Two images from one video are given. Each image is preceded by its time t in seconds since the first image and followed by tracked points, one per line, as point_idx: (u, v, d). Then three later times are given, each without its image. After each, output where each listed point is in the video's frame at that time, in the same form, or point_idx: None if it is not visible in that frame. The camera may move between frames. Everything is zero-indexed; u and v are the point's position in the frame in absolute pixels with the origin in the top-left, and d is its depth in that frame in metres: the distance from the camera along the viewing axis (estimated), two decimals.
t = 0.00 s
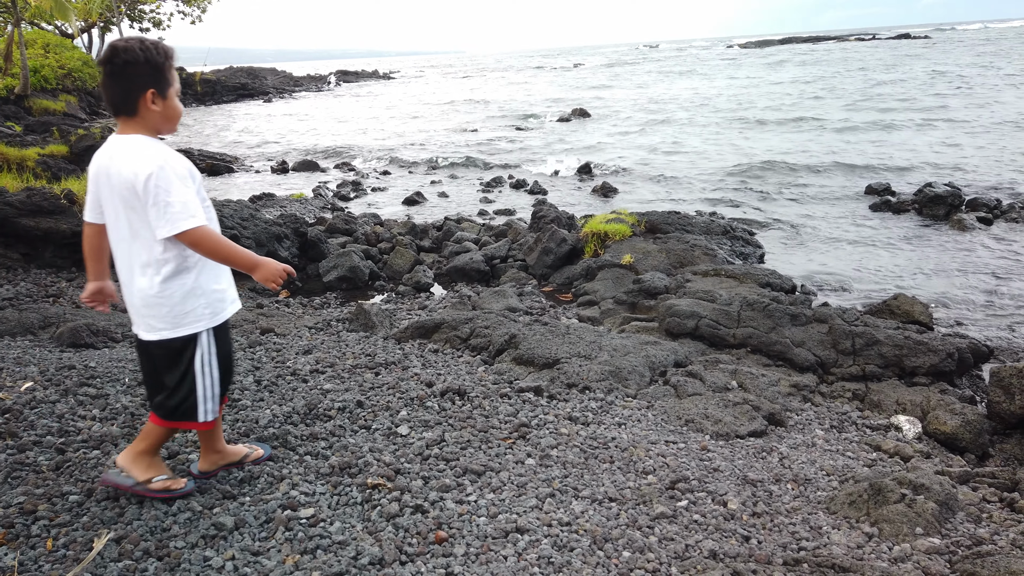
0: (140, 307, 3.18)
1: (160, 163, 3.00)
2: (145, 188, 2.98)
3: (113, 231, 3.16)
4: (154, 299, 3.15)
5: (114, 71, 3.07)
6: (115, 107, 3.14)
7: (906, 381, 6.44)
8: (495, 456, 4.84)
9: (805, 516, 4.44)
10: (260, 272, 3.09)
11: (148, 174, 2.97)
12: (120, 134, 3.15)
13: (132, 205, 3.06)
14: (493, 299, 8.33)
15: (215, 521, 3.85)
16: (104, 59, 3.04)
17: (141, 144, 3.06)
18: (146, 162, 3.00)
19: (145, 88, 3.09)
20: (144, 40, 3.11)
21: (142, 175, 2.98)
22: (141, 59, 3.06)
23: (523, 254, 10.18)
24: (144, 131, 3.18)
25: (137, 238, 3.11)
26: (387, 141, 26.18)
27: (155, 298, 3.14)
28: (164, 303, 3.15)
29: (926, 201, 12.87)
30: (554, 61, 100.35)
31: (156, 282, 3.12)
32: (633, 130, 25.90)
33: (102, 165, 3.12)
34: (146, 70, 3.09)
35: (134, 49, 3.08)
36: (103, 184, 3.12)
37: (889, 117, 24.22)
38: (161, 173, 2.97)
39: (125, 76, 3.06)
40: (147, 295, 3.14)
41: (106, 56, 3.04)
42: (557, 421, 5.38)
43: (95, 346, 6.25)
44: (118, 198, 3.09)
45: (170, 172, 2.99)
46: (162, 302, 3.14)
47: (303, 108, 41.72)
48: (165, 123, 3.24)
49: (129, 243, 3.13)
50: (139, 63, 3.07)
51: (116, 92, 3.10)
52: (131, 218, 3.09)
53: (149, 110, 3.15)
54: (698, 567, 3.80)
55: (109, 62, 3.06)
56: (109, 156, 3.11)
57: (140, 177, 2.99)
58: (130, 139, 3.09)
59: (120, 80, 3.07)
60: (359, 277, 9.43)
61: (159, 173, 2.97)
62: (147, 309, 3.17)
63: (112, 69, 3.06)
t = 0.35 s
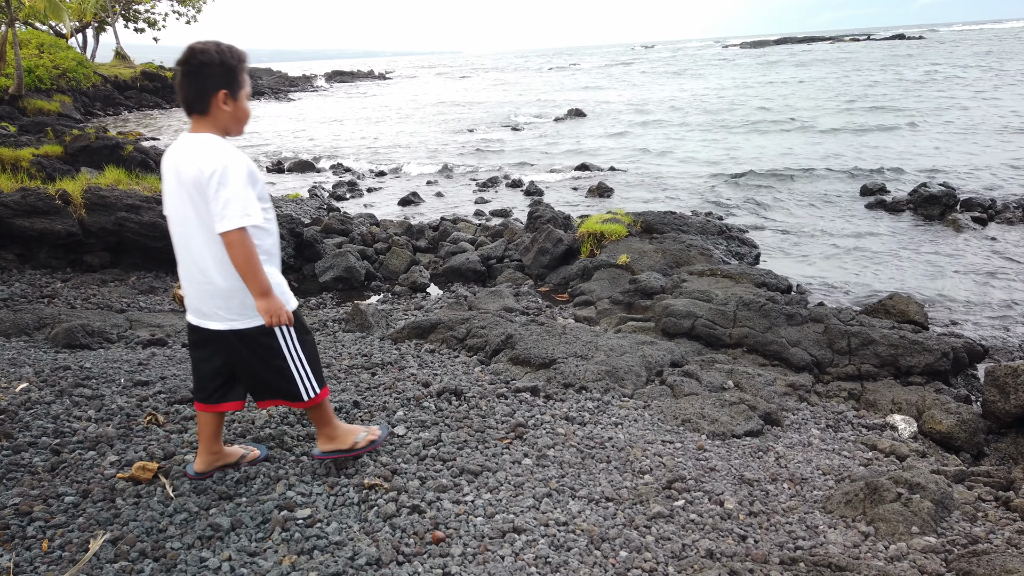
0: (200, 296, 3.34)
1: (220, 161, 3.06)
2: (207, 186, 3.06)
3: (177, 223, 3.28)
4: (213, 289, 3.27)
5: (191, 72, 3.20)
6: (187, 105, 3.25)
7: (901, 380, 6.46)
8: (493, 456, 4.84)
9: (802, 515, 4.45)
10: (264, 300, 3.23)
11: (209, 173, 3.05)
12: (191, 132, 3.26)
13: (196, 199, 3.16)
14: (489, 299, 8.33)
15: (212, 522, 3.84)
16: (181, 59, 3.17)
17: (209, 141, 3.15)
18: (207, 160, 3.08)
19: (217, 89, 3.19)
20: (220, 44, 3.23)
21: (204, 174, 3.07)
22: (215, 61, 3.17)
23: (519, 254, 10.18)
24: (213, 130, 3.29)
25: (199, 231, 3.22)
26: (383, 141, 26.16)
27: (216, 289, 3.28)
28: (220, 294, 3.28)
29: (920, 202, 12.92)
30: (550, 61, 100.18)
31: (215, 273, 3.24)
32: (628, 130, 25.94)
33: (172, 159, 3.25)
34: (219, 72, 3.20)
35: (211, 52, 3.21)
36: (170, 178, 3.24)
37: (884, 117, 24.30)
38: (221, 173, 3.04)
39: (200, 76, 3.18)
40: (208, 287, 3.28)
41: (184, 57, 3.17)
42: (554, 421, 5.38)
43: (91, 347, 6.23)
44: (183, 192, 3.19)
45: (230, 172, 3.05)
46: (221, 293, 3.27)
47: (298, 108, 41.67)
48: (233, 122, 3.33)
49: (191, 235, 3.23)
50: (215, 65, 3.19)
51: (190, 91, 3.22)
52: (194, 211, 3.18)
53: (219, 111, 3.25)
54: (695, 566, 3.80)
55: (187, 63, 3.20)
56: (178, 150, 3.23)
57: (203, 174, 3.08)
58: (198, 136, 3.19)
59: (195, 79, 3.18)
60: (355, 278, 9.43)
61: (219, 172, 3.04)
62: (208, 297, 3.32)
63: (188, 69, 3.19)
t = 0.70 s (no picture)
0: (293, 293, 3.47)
1: (320, 162, 3.15)
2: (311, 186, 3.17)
3: (274, 223, 3.40)
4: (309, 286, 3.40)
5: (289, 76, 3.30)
6: (282, 108, 3.35)
7: (899, 380, 6.47)
8: (491, 456, 4.84)
9: (800, 515, 4.45)
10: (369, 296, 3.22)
11: (311, 174, 3.16)
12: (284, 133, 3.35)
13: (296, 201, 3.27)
14: (488, 299, 8.33)
15: (210, 523, 3.84)
16: (281, 63, 3.28)
17: (306, 143, 3.23)
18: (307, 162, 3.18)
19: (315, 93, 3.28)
20: (319, 51, 3.35)
21: (306, 175, 3.18)
22: (315, 66, 3.28)
23: (518, 254, 10.18)
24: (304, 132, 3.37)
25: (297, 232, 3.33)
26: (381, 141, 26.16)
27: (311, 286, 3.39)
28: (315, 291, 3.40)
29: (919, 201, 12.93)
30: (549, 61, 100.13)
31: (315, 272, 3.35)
32: (627, 129, 25.95)
33: (265, 161, 3.35)
34: (317, 77, 3.29)
35: (309, 58, 3.31)
36: (265, 180, 3.35)
37: (882, 117, 24.33)
38: (323, 173, 3.14)
39: (298, 80, 3.28)
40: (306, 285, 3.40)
41: (284, 61, 3.28)
42: (552, 421, 5.38)
43: (89, 346, 6.22)
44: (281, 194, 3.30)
45: (330, 172, 3.14)
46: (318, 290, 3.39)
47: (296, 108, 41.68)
48: (326, 127, 3.41)
49: (290, 234, 3.34)
50: (313, 70, 3.29)
51: (287, 94, 3.31)
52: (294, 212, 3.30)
53: (313, 114, 3.34)
54: (694, 566, 3.80)
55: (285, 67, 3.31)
56: (272, 153, 3.34)
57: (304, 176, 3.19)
58: (294, 137, 3.29)
59: (293, 81, 3.28)
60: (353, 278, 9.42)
61: (321, 173, 3.14)
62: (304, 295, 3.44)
63: (286, 72, 3.29)
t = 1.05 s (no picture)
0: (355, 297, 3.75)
1: (385, 173, 3.51)
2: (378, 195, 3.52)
3: (337, 232, 3.70)
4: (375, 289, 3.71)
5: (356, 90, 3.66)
6: (350, 119, 3.71)
7: (898, 380, 6.48)
8: (490, 457, 4.84)
9: (800, 515, 4.45)
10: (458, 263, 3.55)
11: (378, 184, 3.51)
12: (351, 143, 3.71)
13: (362, 209, 3.62)
14: (487, 299, 8.33)
15: (209, 524, 3.84)
16: (348, 78, 3.63)
17: (370, 153, 3.58)
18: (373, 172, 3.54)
19: (377, 104, 3.60)
20: (382, 66, 3.67)
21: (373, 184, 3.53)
22: (377, 81, 3.60)
23: (517, 254, 10.18)
24: (369, 141, 3.72)
25: (366, 240, 3.66)
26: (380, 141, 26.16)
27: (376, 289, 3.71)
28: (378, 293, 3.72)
29: (918, 201, 12.94)
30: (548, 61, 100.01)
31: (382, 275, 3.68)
32: (625, 130, 25.94)
33: (330, 172, 3.69)
34: (380, 90, 3.63)
35: (374, 72, 3.65)
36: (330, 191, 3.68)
37: (881, 117, 24.34)
38: (389, 184, 3.51)
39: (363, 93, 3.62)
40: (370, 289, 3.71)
41: (351, 77, 3.63)
42: (552, 421, 5.38)
43: (88, 347, 6.22)
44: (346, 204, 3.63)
45: (397, 182, 3.51)
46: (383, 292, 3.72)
47: (295, 108, 41.65)
48: (390, 136, 3.75)
49: (355, 241, 3.66)
50: (376, 84, 3.62)
51: (354, 107, 3.67)
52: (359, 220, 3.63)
53: (378, 124, 3.68)
54: (693, 567, 3.80)
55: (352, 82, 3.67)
56: (337, 167, 3.65)
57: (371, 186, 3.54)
58: (359, 147, 3.64)
59: (358, 95, 3.63)
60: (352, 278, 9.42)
61: (387, 183, 3.51)
62: (373, 299, 3.74)
63: (353, 87, 3.65)
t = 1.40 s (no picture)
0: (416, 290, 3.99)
1: (454, 176, 3.58)
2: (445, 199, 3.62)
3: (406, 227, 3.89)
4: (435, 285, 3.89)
5: (426, 97, 3.73)
6: (421, 124, 3.78)
7: (896, 380, 6.49)
8: (488, 457, 4.83)
9: (798, 515, 4.45)
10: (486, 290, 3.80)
11: (447, 188, 3.59)
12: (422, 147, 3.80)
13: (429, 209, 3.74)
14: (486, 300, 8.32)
15: (207, 525, 3.84)
16: (420, 86, 3.70)
17: (440, 156, 3.68)
18: (445, 174, 3.63)
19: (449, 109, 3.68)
20: (449, 72, 3.74)
21: (442, 188, 3.62)
22: (448, 86, 3.68)
23: (515, 254, 10.17)
24: (440, 145, 3.81)
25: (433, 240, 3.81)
26: (378, 142, 26.18)
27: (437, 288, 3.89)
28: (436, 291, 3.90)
29: (915, 202, 12.97)
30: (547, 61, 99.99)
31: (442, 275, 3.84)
32: (623, 130, 25.96)
33: (404, 170, 3.82)
34: (451, 95, 3.71)
35: (443, 78, 3.71)
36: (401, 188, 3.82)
37: (879, 117, 24.38)
38: (456, 188, 3.57)
39: (434, 100, 3.70)
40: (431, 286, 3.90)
41: (421, 84, 3.71)
42: (550, 422, 5.37)
43: (86, 348, 6.21)
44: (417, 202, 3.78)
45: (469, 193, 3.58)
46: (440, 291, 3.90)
47: (293, 109, 41.70)
48: (459, 138, 3.84)
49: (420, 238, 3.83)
50: (447, 90, 3.71)
51: (425, 113, 3.75)
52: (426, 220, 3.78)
53: (449, 128, 3.76)
54: (691, 567, 3.80)
55: (422, 90, 3.74)
56: (414, 167, 3.76)
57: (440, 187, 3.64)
58: (430, 150, 3.74)
59: (430, 101, 3.70)
60: (350, 278, 9.41)
61: (455, 188, 3.57)
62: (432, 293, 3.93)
63: (424, 94, 3.72)
